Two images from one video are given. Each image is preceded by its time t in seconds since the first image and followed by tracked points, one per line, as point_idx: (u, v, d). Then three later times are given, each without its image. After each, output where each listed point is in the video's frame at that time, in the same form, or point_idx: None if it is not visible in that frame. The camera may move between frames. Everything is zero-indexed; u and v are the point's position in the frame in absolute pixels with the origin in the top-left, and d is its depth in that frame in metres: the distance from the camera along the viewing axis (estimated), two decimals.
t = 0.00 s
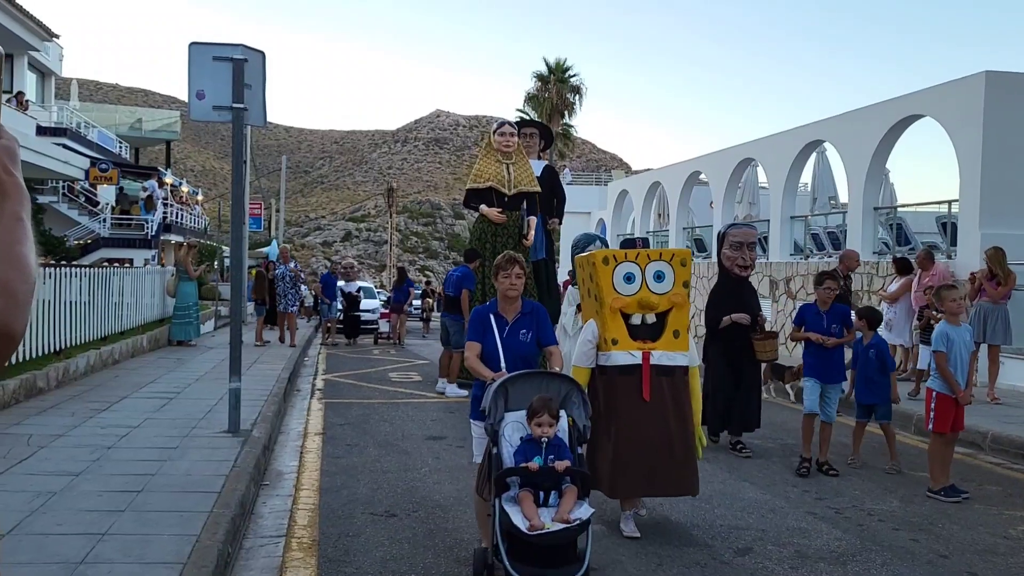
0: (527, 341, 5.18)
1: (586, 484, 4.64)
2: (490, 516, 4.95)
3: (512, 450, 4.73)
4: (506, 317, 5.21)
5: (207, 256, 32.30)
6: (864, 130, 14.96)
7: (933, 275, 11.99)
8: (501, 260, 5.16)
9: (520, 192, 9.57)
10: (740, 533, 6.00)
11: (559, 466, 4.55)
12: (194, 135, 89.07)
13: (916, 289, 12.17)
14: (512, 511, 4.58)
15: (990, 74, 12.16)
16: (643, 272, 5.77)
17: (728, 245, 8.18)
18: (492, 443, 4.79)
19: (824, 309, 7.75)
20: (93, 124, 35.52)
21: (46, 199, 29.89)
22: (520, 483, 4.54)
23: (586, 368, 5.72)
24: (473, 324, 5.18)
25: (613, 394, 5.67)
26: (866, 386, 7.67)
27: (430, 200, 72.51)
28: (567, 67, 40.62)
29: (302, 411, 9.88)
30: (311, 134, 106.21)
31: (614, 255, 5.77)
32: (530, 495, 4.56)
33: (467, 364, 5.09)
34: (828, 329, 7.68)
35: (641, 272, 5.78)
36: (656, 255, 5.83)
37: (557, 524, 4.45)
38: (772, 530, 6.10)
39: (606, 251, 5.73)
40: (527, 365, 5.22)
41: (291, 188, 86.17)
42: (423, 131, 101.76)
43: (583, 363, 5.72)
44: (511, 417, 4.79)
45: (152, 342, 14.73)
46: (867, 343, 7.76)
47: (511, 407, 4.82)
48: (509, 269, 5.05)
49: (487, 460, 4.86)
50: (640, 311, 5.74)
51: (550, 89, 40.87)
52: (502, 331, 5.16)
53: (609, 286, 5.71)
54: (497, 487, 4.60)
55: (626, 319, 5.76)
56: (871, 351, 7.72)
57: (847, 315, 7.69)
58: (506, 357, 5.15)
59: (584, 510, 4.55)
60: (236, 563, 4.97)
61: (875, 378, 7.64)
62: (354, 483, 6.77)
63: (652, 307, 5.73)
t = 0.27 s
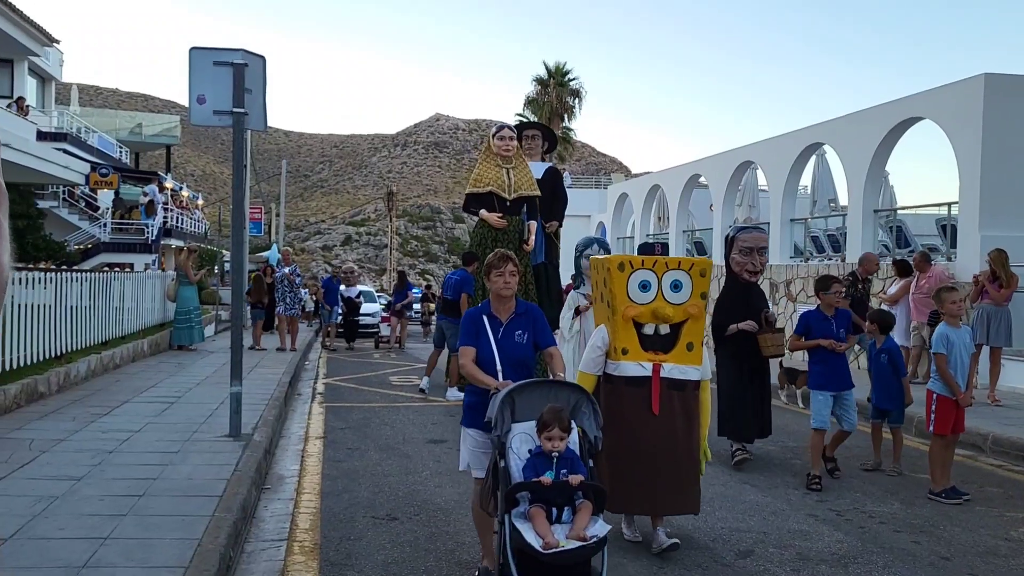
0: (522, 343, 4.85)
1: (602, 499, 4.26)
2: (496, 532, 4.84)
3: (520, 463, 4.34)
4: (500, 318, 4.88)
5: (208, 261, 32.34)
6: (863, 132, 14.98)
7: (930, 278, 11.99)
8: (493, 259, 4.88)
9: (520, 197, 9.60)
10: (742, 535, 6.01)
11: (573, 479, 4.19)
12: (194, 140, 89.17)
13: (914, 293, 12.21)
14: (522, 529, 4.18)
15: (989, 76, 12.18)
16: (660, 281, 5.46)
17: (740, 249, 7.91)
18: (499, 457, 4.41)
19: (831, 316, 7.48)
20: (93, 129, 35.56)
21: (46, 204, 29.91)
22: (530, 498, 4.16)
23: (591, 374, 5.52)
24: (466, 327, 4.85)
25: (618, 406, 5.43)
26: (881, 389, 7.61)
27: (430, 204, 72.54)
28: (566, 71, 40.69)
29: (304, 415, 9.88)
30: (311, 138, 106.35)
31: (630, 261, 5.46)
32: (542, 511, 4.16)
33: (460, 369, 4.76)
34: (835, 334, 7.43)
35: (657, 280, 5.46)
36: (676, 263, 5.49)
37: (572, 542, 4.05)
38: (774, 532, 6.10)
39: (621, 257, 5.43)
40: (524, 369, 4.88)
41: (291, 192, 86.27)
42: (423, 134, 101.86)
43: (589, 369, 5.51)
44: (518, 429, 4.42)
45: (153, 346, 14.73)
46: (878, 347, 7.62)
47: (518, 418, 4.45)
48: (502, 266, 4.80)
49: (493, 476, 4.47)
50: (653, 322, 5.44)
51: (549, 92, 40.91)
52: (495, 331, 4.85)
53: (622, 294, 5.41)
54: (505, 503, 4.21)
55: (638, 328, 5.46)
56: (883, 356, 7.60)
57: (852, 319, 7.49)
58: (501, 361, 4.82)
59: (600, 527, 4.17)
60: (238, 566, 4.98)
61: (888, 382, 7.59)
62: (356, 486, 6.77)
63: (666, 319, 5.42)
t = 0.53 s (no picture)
0: (524, 348, 4.70)
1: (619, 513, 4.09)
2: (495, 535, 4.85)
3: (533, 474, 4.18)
4: (502, 321, 4.72)
5: (208, 263, 32.38)
6: (863, 134, 15.00)
7: (927, 280, 11.88)
8: (495, 260, 4.73)
9: (519, 199, 9.60)
10: (743, 536, 6.02)
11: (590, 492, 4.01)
12: (194, 142, 89.27)
13: (913, 294, 12.17)
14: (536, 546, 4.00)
15: (989, 78, 12.19)
16: (681, 282, 5.18)
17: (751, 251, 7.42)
18: (509, 469, 4.24)
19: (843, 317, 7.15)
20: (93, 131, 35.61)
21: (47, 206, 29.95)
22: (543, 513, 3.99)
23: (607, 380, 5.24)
24: (466, 328, 4.67)
25: (633, 413, 5.16)
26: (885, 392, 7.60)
27: (430, 206, 72.57)
28: (566, 73, 40.74)
29: (305, 417, 9.89)
30: (311, 140, 106.45)
31: (649, 262, 5.18)
32: (556, 527, 3.99)
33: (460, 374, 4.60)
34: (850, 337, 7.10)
35: (677, 282, 5.19)
36: (698, 263, 5.21)
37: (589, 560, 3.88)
38: (775, 533, 6.11)
39: (641, 257, 5.15)
40: (525, 375, 4.73)
41: (291, 194, 86.33)
42: (423, 136, 101.94)
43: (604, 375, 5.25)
44: (528, 439, 4.26)
45: (154, 348, 14.75)
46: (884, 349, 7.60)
47: (527, 428, 4.31)
48: (506, 267, 4.67)
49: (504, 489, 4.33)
50: (673, 325, 5.16)
51: (549, 94, 40.94)
52: (496, 335, 4.68)
53: (640, 296, 5.14)
54: (518, 518, 4.04)
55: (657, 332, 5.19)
56: (887, 358, 7.61)
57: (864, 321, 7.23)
58: (501, 365, 4.65)
59: (618, 544, 4.00)
60: (240, 568, 4.99)
61: (893, 386, 7.55)
62: (357, 488, 6.79)
63: (686, 323, 5.14)
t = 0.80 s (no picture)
0: (534, 357, 4.56)
1: (636, 527, 3.97)
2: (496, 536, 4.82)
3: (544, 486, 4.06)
4: (512, 329, 4.57)
5: (210, 262, 32.43)
6: (864, 135, 15.00)
7: (926, 282, 11.81)
8: (507, 263, 4.56)
9: (521, 199, 9.63)
10: (743, 536, 6.03)
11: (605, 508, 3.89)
12: (196, 142, 89.36)
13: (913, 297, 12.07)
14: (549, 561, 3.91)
15: (990, 79, 12.20)
16: (700, 285, 4.83)
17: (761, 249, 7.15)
18: (519, 479, 4.12)
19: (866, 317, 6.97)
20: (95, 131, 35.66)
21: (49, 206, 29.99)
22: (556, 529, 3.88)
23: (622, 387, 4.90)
24: (475, 335, 4.51)
25: (650, 421, 4.79)
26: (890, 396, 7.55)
27: (431, 207, 72.59)
28: (567, 73, 40.77)
29: (306, 416, 9.91)
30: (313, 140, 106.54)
31: (667, 264, 4.84)
32: (569, 542, 3.88)
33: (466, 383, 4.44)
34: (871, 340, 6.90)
35: (698, 284, 4.83)
36: (720, 264, 4.86)
37: None
38: (775, 533, 6.12)
39: (658, 260, 4.81)
40: (534, 385, 4.59)
41: (293, 194, 86.39)
42: (424, 136, 101.99)
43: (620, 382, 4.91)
44: (538, 447, 4.14)
45: (155, 347, 14.76)
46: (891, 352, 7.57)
47: (538, 436, 4.17)
48: (518, 273, 4.49)
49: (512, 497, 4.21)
50: (692, 331, 4.82)
51: (551, 95, 40.96)
52: (506, 343, 4.53)
53: (657, 300, 4.80)
54: (529, 533, 3.94)
55: (675, 337, 4.84)
56: (895, 361, 7.58)
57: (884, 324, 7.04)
58: (510, 375, 4.50)
59: (635, 560, 3.90)
60: (242, 566, 5.01)
61: (897, 390, 7.57)
62: (358, 487, 6.80)
63: (706, 329, 4.79)
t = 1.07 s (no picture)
0: (551, 358, 4.23)
1: (659, 544, 3.69)
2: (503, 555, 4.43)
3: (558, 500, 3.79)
4: (527, 328, 4.26)
5: (213, 262, 32.48)
6: (867, 135, 15.00)
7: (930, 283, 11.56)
8: (522, 257, 4.27)
9: (522, 200, 9.75)
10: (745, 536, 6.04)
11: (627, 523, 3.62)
12: (199, 141, 89.46)
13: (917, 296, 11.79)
14: None
15: (993, 79, 12.19)
16: (724, 283, 4.71)
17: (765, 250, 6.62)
18: (530, 493, 3.83)
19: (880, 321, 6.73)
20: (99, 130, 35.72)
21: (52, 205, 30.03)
22: (574, 546, 3.62)
23: (643, 392, 4.77)
24: (487, 334, 4.21)
25: (675, 427, 4.68)
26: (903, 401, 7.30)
27: (434, 206, 72.60)
28: (570, 73, 40.77)
29: (308, 415, 9.92)
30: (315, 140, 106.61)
31: (690, 261, 4.71)
32: (588, 562, 3.61)
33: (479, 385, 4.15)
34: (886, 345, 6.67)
35: (721, 283, 4.71)
36: (743, 263, 4.74)
37: None
38: (777, 533, 6.13)
39: (681, 257, 4.67)
40: (550, 388, 4.26)
41: (295, 194, 86.43)
42: (427, 136, 102.00)
43: (640, 386, 4.77)
44: (552, 458, 3.85)
45: (158, 346, 14.78)
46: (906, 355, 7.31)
47: (550, 445, 3.88)
48: (533, 269, 4.19)
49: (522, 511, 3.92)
50: (716, 331, 4.70)
51: (553, 95, 40.96)
52: (521, 343, 4.21)
53: (680, 299, 4.67)
54: (543, 552, 3.65)
55: (698, 338, 4.71)
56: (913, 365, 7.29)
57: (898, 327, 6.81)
58: (524, 377, 4.19)
59: None
60: (245, 564, 5.02)
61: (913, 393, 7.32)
62: (361, 486, 6.81)
63: (732, 329, 4.67)
